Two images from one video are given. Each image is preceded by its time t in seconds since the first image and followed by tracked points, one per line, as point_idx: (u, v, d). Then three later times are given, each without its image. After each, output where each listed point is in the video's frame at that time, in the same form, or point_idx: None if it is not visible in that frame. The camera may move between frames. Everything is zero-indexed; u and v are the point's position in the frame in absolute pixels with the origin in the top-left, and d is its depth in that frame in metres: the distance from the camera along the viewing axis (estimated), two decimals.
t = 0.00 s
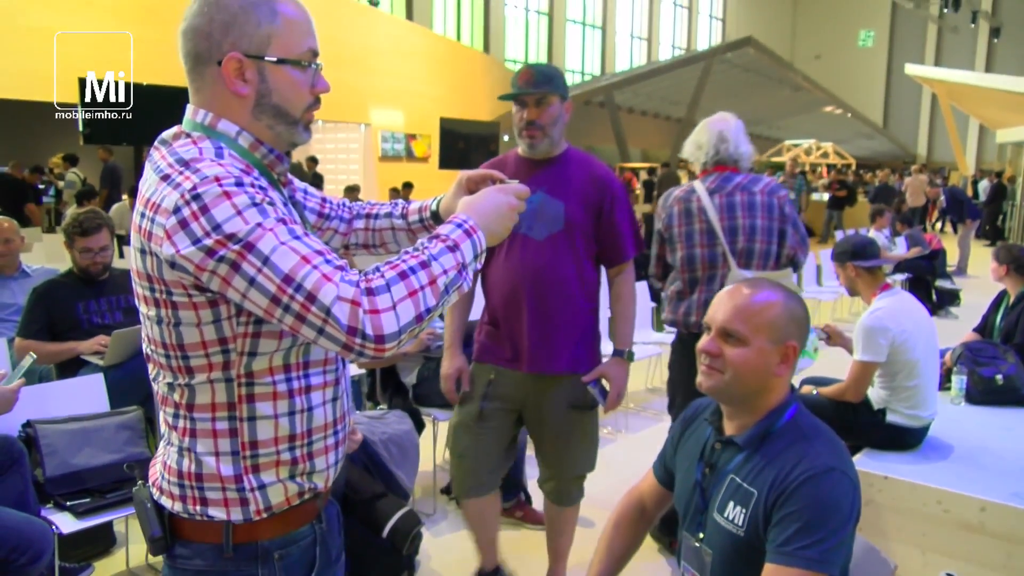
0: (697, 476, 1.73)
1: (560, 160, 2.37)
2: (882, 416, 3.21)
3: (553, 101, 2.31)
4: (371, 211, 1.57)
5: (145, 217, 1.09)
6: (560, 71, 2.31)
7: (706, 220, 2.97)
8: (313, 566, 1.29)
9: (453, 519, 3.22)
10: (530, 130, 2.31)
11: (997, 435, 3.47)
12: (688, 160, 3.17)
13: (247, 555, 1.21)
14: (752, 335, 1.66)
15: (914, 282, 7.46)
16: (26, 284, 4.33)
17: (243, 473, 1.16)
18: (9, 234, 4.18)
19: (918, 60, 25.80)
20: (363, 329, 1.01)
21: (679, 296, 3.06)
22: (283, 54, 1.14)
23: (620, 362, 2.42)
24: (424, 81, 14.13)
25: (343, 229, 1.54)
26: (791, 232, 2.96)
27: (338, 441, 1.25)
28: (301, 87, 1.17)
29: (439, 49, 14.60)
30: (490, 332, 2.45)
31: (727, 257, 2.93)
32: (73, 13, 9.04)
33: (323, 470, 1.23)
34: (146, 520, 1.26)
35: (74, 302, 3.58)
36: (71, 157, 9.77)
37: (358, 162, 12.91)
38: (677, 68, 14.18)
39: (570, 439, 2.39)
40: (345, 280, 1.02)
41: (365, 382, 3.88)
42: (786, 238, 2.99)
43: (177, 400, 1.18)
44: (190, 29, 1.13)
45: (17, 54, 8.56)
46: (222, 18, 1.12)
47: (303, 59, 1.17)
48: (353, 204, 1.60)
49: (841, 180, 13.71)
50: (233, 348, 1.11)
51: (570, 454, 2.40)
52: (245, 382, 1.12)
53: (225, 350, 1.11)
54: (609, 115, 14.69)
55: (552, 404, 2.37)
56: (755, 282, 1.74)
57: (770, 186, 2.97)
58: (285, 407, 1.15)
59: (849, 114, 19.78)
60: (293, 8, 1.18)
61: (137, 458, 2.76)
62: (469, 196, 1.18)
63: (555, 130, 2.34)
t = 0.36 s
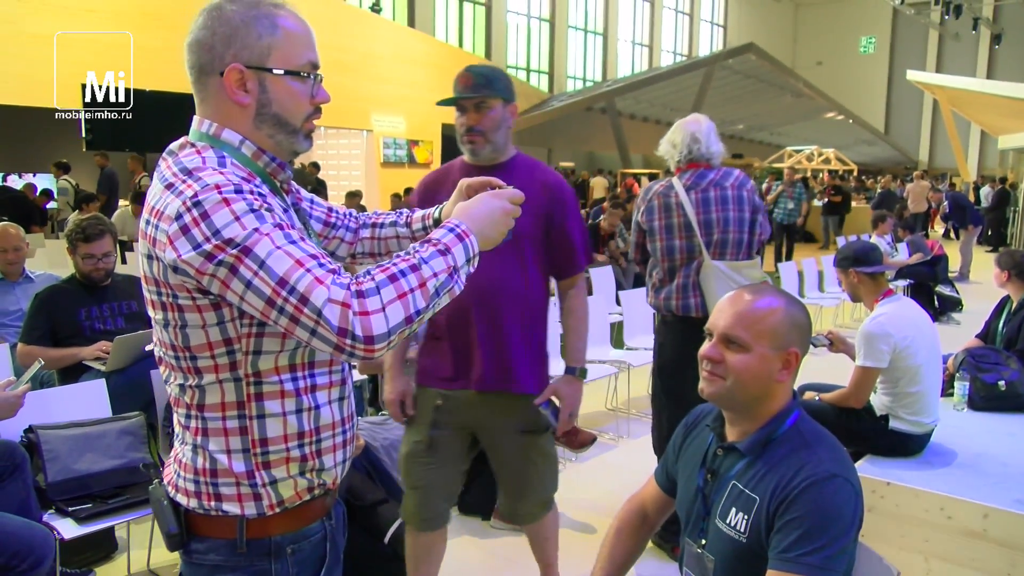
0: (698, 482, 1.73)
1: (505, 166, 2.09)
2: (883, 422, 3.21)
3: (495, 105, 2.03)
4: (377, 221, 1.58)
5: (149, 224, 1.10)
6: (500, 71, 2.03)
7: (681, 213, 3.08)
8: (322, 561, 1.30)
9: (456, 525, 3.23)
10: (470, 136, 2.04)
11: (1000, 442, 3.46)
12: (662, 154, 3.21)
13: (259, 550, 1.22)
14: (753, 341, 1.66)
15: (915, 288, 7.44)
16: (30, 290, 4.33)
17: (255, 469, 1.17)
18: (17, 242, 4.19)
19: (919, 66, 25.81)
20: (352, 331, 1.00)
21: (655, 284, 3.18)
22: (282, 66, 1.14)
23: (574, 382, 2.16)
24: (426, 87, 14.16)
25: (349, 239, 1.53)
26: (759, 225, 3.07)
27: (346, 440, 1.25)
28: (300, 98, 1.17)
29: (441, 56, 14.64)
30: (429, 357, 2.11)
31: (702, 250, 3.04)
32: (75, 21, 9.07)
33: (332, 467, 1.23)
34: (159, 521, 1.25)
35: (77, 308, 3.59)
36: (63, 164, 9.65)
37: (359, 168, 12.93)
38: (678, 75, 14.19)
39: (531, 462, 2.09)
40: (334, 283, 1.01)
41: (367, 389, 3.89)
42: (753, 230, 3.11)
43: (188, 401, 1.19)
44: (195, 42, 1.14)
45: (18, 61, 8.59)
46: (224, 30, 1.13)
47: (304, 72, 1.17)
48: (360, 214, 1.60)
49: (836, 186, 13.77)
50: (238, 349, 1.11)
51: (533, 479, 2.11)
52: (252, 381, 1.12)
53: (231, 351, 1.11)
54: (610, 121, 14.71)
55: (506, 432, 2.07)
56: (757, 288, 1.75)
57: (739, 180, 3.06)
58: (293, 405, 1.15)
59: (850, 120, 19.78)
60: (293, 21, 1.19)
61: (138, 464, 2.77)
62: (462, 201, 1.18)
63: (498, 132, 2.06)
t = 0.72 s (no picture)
0: (701, 484, 1.73)
1: (453, 165, 2.02)
2: (887, 424, 3.20)
3: (441, 101, 1.92)
4: (401, 224, 1.56)
5: (173, 224, 1.16)
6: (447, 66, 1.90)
7: (673, 223, 3.14)
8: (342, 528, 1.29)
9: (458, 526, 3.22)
10: (416, 134, 1.94)
11: (1003, 444, 3.45)
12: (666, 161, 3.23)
13: (282, 515, 1.23)
14: (756, 343, 1.66)
15: (918, 290, 7.44)
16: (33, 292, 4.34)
17: (274, 442, 1.19)
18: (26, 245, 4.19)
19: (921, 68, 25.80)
20: (329, 326, 1.03)
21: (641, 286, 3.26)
22: (294, 79, 1.19)
23: (515, 392, 2.00)
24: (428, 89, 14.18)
25: (374, 241, 1.53)
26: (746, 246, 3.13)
27: (362, 420, 1.26)
28: (311, 106, 1.21)
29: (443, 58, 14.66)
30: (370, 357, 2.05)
31: (689, 260, 3.11)
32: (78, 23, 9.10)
33: (348, 442, 1.23)
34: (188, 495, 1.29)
35: (79, 309, 3.59)
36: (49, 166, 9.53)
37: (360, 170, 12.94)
38: (680, 77, 14.20)
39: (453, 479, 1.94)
40: (318, 280, 1.04)
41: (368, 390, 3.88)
42: (741, 249, 3.18)
43: (214, 382, 1.22)
44: (221, 59, 1.20)
45: (21, 63, 8.60)
46: (243, 46, 1.18)
47: (317, 83, 1.22)
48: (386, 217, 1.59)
49: (834, 188, 13.79)
50: (254, 334, 1.14)
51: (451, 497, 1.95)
52: (268, 361, 1.15)
53: (247, 337, 1.15)
54: (612, 123, 14.70)
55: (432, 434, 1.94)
56: (759, 290, 1.74)
57: (734, 201, 3.12)
58: (308, 385, 1.17)
59: (852, 122, 19.78)
60: (309, 38, 1.24)
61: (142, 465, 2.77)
62: (451, 207, 1.21)
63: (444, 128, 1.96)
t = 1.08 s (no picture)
0: (702, 482, 1.73)
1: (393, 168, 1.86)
2: (886, 423, 3.21)
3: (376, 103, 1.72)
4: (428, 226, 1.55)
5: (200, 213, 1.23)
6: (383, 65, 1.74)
7: (670, 214, 3.73)
8: (356, 504, 1.31)
9: (459, 526, 3.22)
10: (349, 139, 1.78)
11: (1002, 442, 3.46)
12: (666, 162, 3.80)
13: (299, 490, 1.27)
14: (756, 342, 1.66)
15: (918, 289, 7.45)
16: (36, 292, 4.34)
17: (286, 418, 1.23)
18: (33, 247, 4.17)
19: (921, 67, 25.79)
20: (321, 314, 1.07)
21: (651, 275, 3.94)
22: (317, 81, 1.23)
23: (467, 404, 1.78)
24: (429, 89, 14.18)
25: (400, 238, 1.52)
26: (734, 232, 3.61)
27: (370, 402, 1.29)
28: (332, 107, 1.25)
29: (444, 58, 14.67)
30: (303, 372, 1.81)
31: (683, 244, 3.67)
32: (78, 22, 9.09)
33: (356, 421, 1.27)
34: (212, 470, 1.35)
35: (79, 309, 3.59)
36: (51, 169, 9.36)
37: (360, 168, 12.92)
38: (682, 76, 14.19)
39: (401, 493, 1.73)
40: (315, 267, 1.08)
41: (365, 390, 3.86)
42: (734, 233, 3.64)
43: (234, 361, 1.28)
44: (253, 63, 1.25)
45: (20, 62, 8.60)
46: (272, 50, 1.23)
47: (342, 86, 1.26)
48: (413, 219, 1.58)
49: (833, 187, 13.79)
50: (268, 317, 1.19)
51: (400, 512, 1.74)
52: (281, 342, 1.20)
53: (262, 319, 1.20)
54: (613, 122, 14.70)
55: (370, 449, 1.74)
56: (760, 290, 1.75)
57: (724, 190, 3.59)
58: (319, 366, 1.22)
59: (852, 121, 19.78)
60: (335, 43, 1.28)
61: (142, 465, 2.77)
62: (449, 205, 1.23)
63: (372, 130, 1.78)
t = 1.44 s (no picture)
0: (685, 481, 1.73)
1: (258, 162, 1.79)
2: (867, 421, 3.24)
3: (245, 96, 1.68)
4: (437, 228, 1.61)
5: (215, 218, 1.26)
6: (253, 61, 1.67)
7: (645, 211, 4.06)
8: (370, 503, 1.35)
9: (442, 527, 3.21)
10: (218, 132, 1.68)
11: (981, 440, 3.50)
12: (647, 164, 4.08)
13: (316, 490, 1.31)
14: (739, 341, 1.67)
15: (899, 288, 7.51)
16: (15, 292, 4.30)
17: (307, 420, 1.28)
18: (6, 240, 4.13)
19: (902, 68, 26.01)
20: (330, 323, 1.09)
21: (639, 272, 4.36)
22: (330, 85, 1.27)
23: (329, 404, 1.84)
24: (413, 89, 14.17)
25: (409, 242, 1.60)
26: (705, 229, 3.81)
27: (388, 402, 1.34)
28: (346, 111, 1.29)
29: (428, 57, 14.65)
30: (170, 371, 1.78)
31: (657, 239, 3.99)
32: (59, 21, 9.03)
33: (376, 420, 1.32)
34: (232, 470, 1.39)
35: (60, 310, 3.55)
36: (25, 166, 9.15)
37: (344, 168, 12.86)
38: (666, 76, 14.25)
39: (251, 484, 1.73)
40: (328, 275, 1.11)
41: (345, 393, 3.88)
42: (704, 230, 3.84)
43: (254, 363, 1.31)
44: (268, 69, 1.30)
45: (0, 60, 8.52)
46: (287, 56, 1.28)
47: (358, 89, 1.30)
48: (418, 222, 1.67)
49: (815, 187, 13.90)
50: (286, 320, 1.23)
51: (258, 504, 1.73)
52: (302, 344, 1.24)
53: (280, 322, 1.23)
54: (597, 122, 14.74)
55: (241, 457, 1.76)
56: (743, 288, 1.76)
57: (694, 189, 3.80)
58: (338, 367, 1.26)
59: (834, 122, 19.93)
60: (347, 50, 1.32)
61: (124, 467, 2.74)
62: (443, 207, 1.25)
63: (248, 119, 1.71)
